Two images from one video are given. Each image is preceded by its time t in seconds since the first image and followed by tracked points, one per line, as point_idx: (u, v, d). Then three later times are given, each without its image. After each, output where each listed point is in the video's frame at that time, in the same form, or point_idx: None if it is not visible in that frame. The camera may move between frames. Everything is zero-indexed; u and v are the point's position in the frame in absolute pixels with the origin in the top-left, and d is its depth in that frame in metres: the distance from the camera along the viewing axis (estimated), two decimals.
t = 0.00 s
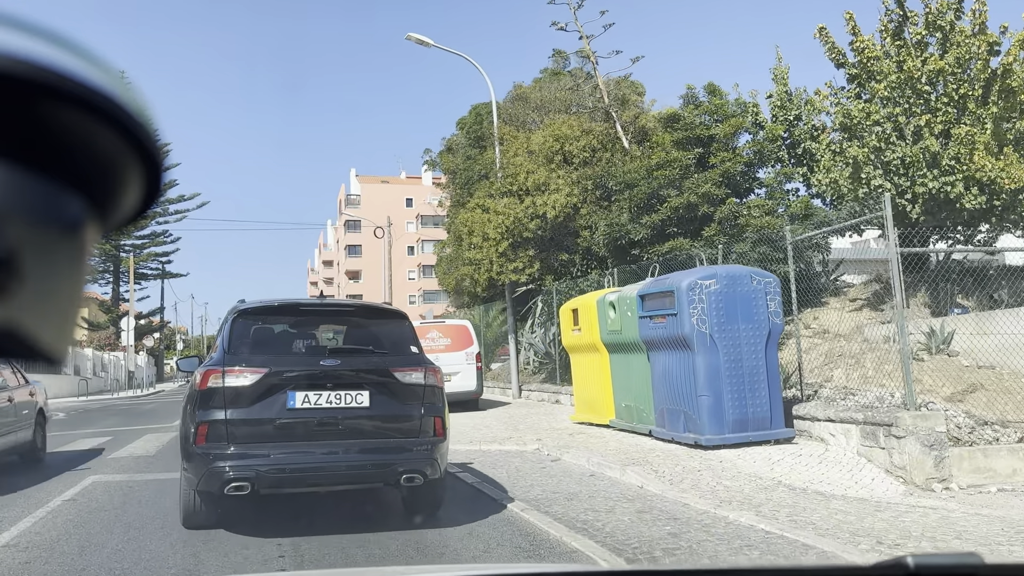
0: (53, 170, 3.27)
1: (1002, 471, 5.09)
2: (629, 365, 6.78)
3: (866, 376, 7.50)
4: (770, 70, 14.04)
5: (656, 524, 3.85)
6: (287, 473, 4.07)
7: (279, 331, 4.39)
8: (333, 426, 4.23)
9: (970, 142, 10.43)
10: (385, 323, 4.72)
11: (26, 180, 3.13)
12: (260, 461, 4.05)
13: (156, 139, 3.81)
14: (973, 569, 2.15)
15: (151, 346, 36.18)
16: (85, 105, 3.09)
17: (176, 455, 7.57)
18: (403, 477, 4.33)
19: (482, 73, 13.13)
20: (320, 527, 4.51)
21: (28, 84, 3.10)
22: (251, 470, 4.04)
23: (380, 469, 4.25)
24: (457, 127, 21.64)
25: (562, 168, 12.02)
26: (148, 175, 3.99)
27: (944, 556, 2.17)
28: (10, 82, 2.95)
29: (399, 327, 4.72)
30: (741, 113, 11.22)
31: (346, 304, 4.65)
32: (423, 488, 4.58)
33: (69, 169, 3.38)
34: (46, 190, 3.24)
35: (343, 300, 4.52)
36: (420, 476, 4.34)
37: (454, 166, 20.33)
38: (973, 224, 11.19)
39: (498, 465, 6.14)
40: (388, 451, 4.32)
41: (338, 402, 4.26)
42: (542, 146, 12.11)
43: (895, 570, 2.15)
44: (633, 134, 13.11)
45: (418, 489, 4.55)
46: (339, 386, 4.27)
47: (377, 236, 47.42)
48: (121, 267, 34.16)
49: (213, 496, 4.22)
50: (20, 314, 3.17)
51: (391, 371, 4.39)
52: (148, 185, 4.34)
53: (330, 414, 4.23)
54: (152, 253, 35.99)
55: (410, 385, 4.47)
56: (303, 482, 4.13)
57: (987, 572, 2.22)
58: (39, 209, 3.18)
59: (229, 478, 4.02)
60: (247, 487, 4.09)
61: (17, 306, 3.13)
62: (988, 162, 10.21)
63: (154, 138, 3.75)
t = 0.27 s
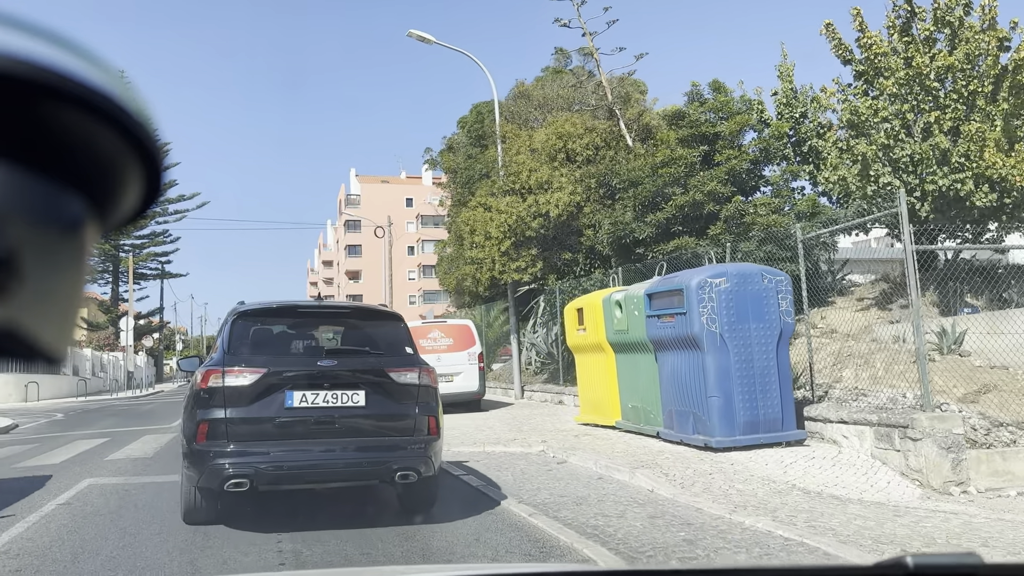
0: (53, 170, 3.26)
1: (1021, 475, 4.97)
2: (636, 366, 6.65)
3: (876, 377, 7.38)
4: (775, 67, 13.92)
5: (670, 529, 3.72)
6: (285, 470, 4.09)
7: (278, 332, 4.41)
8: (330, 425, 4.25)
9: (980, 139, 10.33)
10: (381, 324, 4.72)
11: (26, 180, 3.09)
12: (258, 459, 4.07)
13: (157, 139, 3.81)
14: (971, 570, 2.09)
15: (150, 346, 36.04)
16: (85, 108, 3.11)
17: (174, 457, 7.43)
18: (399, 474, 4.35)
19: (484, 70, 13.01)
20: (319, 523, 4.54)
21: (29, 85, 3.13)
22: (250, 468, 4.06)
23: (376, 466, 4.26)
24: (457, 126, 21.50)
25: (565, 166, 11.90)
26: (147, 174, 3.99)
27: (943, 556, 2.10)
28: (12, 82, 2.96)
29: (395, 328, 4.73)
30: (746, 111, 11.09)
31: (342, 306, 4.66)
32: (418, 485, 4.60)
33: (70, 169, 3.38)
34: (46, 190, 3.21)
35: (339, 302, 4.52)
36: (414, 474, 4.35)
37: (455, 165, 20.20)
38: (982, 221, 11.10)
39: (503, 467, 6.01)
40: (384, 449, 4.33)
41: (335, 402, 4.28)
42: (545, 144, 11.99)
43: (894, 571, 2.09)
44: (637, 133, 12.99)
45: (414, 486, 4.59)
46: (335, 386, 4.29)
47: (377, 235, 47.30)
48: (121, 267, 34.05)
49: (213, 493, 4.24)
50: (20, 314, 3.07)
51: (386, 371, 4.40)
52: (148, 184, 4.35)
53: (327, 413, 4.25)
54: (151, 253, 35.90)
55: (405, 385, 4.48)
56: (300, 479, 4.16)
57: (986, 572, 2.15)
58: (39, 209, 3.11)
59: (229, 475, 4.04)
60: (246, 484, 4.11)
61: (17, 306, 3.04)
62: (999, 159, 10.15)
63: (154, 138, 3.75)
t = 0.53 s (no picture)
0: (53, 170, 3.20)
1: None
2: (644, 366, 6.51)
3: (888, 377, 7.26)
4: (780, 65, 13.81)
5: (685, 536, 3.59)
6: (283, 467, 4.16)
7: (277, 333, 4.47)
8: (326, 424, 4.30)
9: (992, 135, 10.28)
10: (378, 325, 4.75)
11: (26, 181, 3.04)
12: (257, 457, 4.14)
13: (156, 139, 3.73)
14: (971, 569, 2.11)
15: (149, 346, 35.90)
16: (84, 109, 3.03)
17: (172, 459, 7.28)
18: (393, 472, 4.40)
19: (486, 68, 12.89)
20: (316, 517, 4.61)
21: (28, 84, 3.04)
22: (249, 465, 4.13)
23: (371, 463, 4.32)
24: (459, 125, 21.37)
25: (569, 164, 11.77)
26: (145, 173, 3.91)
27: (943, 556, 2.13)
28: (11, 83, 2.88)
29: (391, 329, 4.74)
30: (752, 108, 10.97)
31: (339, 307, 4.69)
32: (413, 481, 4.65)
33: (69, 169, 3.31)
34: (46, 190, 3.15)
35: (336, 303, 4.55)
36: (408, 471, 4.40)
37: (456, 165, 20.07)
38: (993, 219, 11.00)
39: (508, 469, 5.87)
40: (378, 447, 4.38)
41: (331, 401, 4.33)
42: (548, 142, 11.87)
43: (894, 570, 2.10)
44: (641, 130, 12.86)
45: (408, 483, 4.65)
46: (331, 385, 4.33)
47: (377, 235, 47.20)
48: (120, 267, 33.93)
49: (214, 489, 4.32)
50: (19, 314, 3.07)
51: (380, 371, 4.44)
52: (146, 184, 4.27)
53: (323, 413, 4.30)
54: (151, 253, 35.81)
55: (399, 385, 4.52)
56: (297, 476, 4.22)
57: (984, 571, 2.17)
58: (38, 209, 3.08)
59: (228, 472, 4.11)
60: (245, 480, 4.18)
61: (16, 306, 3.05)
62: (1012, 156, 10.07)
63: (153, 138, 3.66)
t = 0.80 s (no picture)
0: (54, 169, 3.13)
1: None
2: (651, 367, 6.38)
3: (899, 378, 7.12)
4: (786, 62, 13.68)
5: (702, 543, 3.46)
6: (280, 462, 4.31)
7: (275, 335, 4.62)
8: (322, 421, 4.45)
9: (1003, 131, 10.12)
10: (373, 327, 4.90)
11: (26, 180, 2.95)
12: (256, 453, 4.29)
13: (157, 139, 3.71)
14: (971, 570, 2.12)
15: (148, 347, 35.74)
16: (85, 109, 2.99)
17: (170, 461, 7.14)
18: (386, 468, 4.55)
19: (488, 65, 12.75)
20: (312, 511, 4.77)
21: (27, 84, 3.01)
22: (248, 460, 4.27)
23: (365, 459, 4.47)
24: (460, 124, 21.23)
25: (572, 162, 11.63)
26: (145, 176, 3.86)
27: (943, 557, 2.14)
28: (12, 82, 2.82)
29: (385, 331, 4.89)
30: (758, 105, 10.83)
31: (334, 310, 4.84)
32: (406, 477, 4.79)
33: (69, 169, 3.23)
34: (46, 190, 3.05)
35: (331, 306, 4.70)
36: (400, 466, 4.55)
37: (457, 164, 19.93)
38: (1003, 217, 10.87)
39: (513, 472, 5.75)
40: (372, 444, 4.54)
41: (326, 400, 4.49)
42: (551, 140, 11.74)
43: (893, 570, 2.12)
44: (645, 128, 12.72)
45: (401, 479, 4.80)
46: (327, 385, 4.49)
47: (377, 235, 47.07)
48: (120, 267, 33.79)
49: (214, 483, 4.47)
50: (20, 314, 3.00)
51: (374, 371, 4.60)
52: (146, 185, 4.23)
53: (319, 411, 4.46)
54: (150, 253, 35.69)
55: (392, 384, 4.66)
56: (293, 472, 4.37)
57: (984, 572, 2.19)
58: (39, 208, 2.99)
59: (228, 467, 4.26)
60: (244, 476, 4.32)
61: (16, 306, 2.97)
62: None
63: (153, 139, 3.62)
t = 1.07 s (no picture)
0: (56, 171, 3.03)
1: None
2: (660, 367, 6.23)
3: (913, 379, 6.97)
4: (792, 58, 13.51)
5: (721, 551, 3.31)
6: (277, 459, 4.43)
7: (273, 337, 4.75)
8: (318, 419, 4.57)
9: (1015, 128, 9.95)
10: (367, 329, 5.03)
11: (24, 179, 2.81)
12: (254, 449, 4.41)
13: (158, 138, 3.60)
14: (971, 570, 2.20)
15: (148, 347, 35.60)
16: (88, 111, 2.88)
17: (168, 463, 7.00)
18: (378, 463, 4.67)
19: (491, 62, 12.62)
20: (307, 505, 4.91)
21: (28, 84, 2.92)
22: (247, 456, 4.40)
23: (358, 455, 4.59)
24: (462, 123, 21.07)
25: (576, 160, 11.49)
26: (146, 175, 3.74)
27: (942, 557, 2.21)
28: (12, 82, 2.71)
29: (379, 333, 5.02)
30: (764, 101, 10.69)
31: (330, 313, 4.97)
32: (399, 472, 4.92)
33: (69, 169, 3.11)
34: (46, 189, 2.93)
35: (327, 309, 4.83)
36: (392, 462, 4.68)
37: (458, 163, 19.78)
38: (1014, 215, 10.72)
39: (519, 474, 5.60)
40: (365, 440, 4.66)
41: (322, 398, 4.61)
42: (554, 137, 11.60)
43: (893, 570, 2.19)
44: (649, 126, 12.57)
45: (393, 474, 4.93)
46: (322, 384, 4.61)
47: (377, 235, 46.94)
48: (119, 267, 33.67)
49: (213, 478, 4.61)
50: (21, 314, 2.82)
51: (368, 371, 4.73)
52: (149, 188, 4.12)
53: (315, 409, 4.58)
54: (149, 253, 35.57)
55: (385, 383, 4.78)
56: (290, 467, 4.50)
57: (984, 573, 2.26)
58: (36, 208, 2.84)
59: (228, 462, 4.39)
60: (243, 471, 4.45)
61: (17, 306, 2.80)
62: None
63: (152, 138, 3.51)
